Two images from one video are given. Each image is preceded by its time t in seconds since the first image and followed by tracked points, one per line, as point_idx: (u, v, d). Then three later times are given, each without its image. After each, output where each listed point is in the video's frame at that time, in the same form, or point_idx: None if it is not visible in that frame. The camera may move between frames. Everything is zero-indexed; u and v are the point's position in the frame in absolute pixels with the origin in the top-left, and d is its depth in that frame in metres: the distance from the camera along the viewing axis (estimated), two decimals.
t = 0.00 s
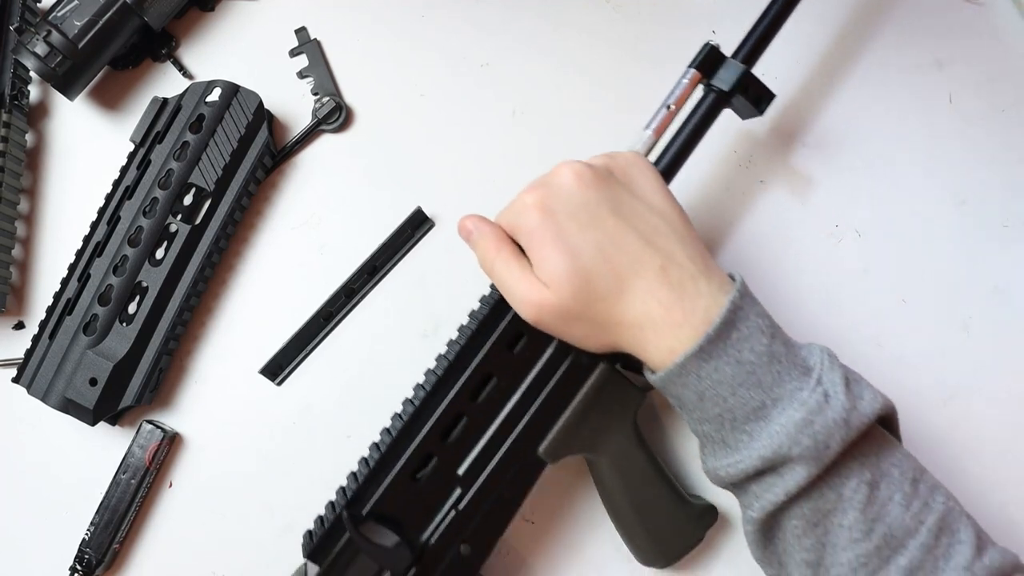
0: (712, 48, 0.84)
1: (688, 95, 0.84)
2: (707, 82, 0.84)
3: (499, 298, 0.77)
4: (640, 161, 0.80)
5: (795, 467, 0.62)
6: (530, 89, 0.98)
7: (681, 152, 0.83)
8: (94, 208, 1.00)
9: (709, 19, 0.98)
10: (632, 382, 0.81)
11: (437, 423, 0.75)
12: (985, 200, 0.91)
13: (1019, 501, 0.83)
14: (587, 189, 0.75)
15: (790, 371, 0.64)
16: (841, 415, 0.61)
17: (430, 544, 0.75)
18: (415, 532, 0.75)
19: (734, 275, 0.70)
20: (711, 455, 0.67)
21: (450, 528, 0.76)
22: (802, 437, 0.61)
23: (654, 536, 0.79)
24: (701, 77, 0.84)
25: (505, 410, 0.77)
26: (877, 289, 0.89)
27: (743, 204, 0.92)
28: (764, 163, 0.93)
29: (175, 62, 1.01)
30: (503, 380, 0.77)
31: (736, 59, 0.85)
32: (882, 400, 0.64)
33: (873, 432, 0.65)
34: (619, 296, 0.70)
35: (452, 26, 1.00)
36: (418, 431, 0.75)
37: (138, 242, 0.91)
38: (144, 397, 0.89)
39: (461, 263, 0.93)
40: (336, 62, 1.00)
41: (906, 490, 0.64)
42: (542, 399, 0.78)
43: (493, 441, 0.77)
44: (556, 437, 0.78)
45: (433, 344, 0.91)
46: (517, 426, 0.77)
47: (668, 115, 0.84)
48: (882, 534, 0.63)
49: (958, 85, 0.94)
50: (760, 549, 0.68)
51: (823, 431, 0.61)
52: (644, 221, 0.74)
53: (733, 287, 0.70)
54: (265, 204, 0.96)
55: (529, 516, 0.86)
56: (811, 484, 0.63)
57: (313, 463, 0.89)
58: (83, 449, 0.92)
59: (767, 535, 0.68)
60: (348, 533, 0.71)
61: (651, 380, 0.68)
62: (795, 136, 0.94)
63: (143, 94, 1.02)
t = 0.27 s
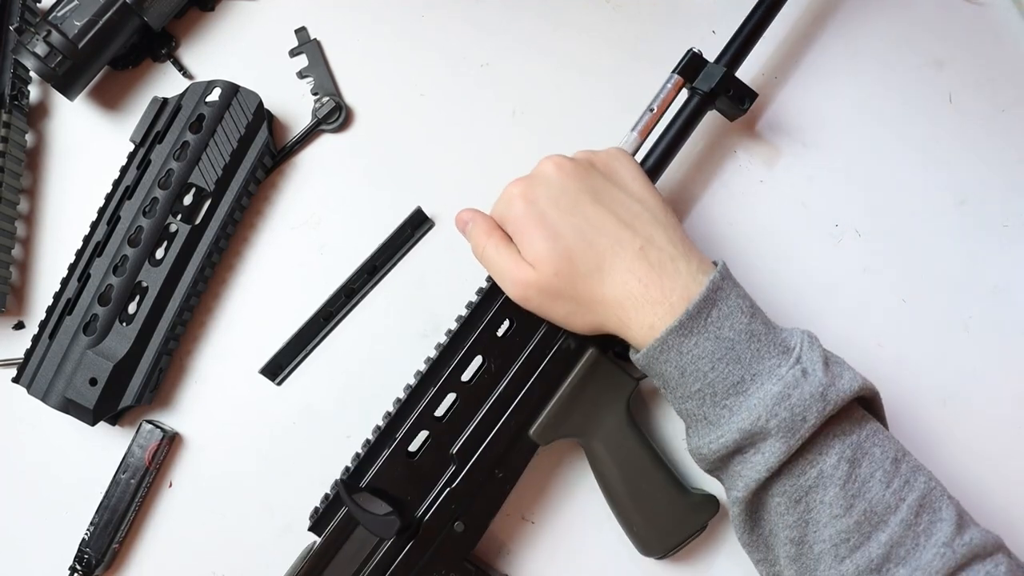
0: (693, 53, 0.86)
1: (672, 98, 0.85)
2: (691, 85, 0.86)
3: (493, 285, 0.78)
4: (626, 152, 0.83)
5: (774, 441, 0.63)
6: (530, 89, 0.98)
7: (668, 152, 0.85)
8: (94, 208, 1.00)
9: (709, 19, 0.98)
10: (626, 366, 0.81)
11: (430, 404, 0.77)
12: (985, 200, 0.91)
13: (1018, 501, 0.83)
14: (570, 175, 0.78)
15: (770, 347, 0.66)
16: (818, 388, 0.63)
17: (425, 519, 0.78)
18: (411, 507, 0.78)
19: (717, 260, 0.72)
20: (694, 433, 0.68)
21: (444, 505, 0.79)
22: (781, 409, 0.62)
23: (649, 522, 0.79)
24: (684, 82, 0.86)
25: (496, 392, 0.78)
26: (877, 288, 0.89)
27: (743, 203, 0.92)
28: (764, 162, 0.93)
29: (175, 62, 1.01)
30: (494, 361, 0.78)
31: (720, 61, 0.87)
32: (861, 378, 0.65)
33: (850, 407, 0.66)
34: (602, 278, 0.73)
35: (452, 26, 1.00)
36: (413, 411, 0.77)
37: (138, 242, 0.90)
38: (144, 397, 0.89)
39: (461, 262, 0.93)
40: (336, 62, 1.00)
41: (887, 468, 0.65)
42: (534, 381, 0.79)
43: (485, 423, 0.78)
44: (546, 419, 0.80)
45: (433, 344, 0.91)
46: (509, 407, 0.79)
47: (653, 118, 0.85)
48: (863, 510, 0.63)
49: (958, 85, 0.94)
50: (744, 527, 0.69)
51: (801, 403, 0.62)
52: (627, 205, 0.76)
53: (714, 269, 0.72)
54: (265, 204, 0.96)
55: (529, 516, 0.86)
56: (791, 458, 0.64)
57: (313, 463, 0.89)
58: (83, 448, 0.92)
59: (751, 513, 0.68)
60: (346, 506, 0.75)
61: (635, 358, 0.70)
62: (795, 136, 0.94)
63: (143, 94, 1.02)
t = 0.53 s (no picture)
0: (688, 53, 0.88)
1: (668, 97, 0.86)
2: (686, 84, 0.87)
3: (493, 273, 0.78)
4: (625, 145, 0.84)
5: (774, 421, 0.63)
6: (530, 89, 0.98)
7: (664, 149, 0.86)
8: (94, 208, 1.00)
9: (709, 19, 0.98)
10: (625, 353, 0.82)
11: (433, 391, 0.77)
12: (985, 200, 0.91)
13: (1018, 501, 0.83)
14: (570, 159, 0.79)
15: (771, 328, 0.66)
16: (818, 368, 0.63)
17: (426, 506, 0.78)
18: (413, 494, 0.78)
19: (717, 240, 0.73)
20: (694, 412, 0.68)
21: (445, 493, 0.78)
22: (781, 388, 0.62)
23: (651, 509, 0.78)
24: (679, 81, 0.87)
25: (497, 380, 0.79)
26: (877, 288, 0.89)
27: (744, 203, 0.92)
28: (764, 162, 0.93)
29: (175, 62, 1.01)
30: (495, 350, 0.78)
31: (714, 62, 0.88)
32: (861, 362, 0.65)
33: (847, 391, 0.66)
34: (603, 255, 0.73)
35: (452, 27, 1.00)
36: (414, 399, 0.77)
37: (138, 242, 0.90)
38: (144, 398, 0.89)
39: (461, 262, 0.93)
40: (337, 62, 1.00)
41: (886, 453, 0.65)
42: (534, 368, 0.79)
43: (486, 410, 0.79)
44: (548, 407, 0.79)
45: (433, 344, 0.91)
46: (510, 394, 0.79)
47: (649, 116, 0.86)
48: (861, 493, 0.63)
49: (958, 85, 0.94)
50: (742, 507, 0.69)
51: (801, 383, 0.62)
52: (626, 187, 0.77)
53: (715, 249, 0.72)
54: (265, 204, 0.96)
55: (529, 516, 0.86)
56: (790, 439, 0.64)
57: (313, 463, 0.89)
58: (83, 449, 0.92)
59: (750, 494, 0.68)
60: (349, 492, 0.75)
61: (636, 335, 0.70)
62: (795, 135, 0.94)
63: (143, 94, 1.02)
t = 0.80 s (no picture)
0: (688, 53, 0.88)
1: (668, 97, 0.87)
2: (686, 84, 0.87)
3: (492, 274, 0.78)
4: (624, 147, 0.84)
5: (774, 424, 0.63)
6: (530, 89, 0.98)
7: (664, 149, 0.86)
8: (94, 208, 1.00)
9: (709, 19, 0.98)
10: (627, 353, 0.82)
11: (431, 390, 0.77)
12: (985, 200, 0.91)
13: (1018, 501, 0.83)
14: (568, 163, 0.79)
15: (770, 331, 0.66)
16: (818, 371, 0.63)
17: (424, 505, 0.78)
18: (412, 493, 0.78)
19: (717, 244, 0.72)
20: (694, 416, 0.69)
21: (443, 493, 0.78)
22: (781, 391, 0.62)
23: (650, 511, 0.78)
24: (680, 80, 0.87)
25: (495, 380, 0.78)
26: (877, 288, 0.89)
27: (744, 203, 0.92)
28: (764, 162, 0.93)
29: (175, 62, 1.01)
30: (493, 350, 0.78)
31: (715, 61, 0.88)
32: (860, 363, 0.65)
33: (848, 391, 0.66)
34: (604, 261, 0.73)
35: (452, 27, 1.00)
36: (413, 398, 0.77)
37: (137, 242, 0.90)
38: (144, 398, 0.89)
39: (461, 262, 0.93)
40: (337, 62, 1.00)
41: (887, 455, 0.65)
42: (533, 368, 0.79)
43: (485, 410, 0.78)
44: (547, 406, 0.80)
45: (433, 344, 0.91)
46: (508, 394, 0.79)
47: (649, 115, 0.86)
48: (862, 496, 0.63)
49: (958, 85, 0.94)
50: (743, 511, 0.69)
51: (801, 385, 0.62)
52: (624, 190, 0.77)
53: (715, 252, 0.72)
54: (265, 204, 0.96)
55: (529, 517, 0.86)
56: (791, 441, 0.64)
57: (313, 463, 0.89)
58: (83, 449, 0.92)
59: (750, 498, 0.68)
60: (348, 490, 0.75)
61: (635, 339, 0.70)
62: (795, 135, 0.94)
63: (143, 94, 1.02)
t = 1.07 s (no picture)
0: (693, 51, 0.86)
1: (671, 96, 0.85)
2: (691, 83, 0.86)
3: (489, 276, 0.78)
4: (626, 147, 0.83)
5: (779, 429, 0.63)
6: (530, 89, 0.98)
7: (665, 151, 0.85)
8: (94, 208, 1.00)
9: (709, 19, 0.98)
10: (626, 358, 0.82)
11: (429, 391, 0.78)
12: (985, 201, 0.91)
13: (1018, 501, 0.83)
14: (569, 164, 0.78)
15: (774, 335, 0.66)
16: (823, 375, 0.63)
17: (421, 507, 0.78)
18: (408, 494, 0.78)
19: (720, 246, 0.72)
20: (697, 420, 0.68)
21: (440, 495, 0.78)
22: (785, 396, 0.62)
23: (648, 515, 0.77)
24: (684, 79, 0.85)
25: (493, 382, 0.78)
26: (877, 288, 0.89)
27: (743, 203, 0.92)
28: (764, 162, 0.93)
29: (175, 62, 1.01)
30: (491, 352, 0.78)
31: (721, 59, 0.87)
32: (863, 367, 0.65)
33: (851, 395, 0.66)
34: (606, 265, 0.73)
35: (452, 27, 1.00)
36: (410, 399, 0.78)
37: (138, 242, 0.90)
38: (144, 397, 0.89)
39: (461, 262, 0.93)
40: (337, 62, 1.00)
41: (891, 459, 0.65)
42: (530, 371, 0.79)
43: (482, 411, 0.78)
44: (545, 408, 0.79)
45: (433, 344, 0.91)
46: (505, 396, 0.79)
47: (652, 114, 0.85)
48: (865, 500, 0.63)
49: (958, 85, 0.94)
50: (746, 515, 0.69)
51: (805, 390, 0.62)
52: (626, 192, 0.76)
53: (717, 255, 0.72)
54: (265, 204, 0.96)
55: (529, 516, 0.86)
56: (795, 446, 0.64)
57: (313, 463, 0.89)
58: (83, 449, 0.92)
59: (753, 502, 0.68)
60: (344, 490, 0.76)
61: (637, 344, 0.70)
62: (795, 135, 0.94)
63: (143, 94, 1.02)
